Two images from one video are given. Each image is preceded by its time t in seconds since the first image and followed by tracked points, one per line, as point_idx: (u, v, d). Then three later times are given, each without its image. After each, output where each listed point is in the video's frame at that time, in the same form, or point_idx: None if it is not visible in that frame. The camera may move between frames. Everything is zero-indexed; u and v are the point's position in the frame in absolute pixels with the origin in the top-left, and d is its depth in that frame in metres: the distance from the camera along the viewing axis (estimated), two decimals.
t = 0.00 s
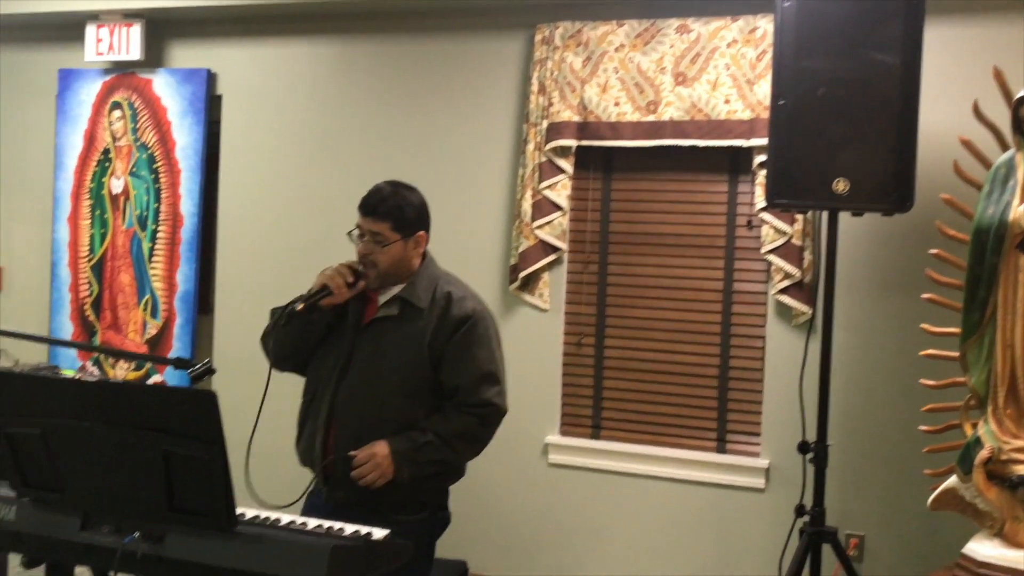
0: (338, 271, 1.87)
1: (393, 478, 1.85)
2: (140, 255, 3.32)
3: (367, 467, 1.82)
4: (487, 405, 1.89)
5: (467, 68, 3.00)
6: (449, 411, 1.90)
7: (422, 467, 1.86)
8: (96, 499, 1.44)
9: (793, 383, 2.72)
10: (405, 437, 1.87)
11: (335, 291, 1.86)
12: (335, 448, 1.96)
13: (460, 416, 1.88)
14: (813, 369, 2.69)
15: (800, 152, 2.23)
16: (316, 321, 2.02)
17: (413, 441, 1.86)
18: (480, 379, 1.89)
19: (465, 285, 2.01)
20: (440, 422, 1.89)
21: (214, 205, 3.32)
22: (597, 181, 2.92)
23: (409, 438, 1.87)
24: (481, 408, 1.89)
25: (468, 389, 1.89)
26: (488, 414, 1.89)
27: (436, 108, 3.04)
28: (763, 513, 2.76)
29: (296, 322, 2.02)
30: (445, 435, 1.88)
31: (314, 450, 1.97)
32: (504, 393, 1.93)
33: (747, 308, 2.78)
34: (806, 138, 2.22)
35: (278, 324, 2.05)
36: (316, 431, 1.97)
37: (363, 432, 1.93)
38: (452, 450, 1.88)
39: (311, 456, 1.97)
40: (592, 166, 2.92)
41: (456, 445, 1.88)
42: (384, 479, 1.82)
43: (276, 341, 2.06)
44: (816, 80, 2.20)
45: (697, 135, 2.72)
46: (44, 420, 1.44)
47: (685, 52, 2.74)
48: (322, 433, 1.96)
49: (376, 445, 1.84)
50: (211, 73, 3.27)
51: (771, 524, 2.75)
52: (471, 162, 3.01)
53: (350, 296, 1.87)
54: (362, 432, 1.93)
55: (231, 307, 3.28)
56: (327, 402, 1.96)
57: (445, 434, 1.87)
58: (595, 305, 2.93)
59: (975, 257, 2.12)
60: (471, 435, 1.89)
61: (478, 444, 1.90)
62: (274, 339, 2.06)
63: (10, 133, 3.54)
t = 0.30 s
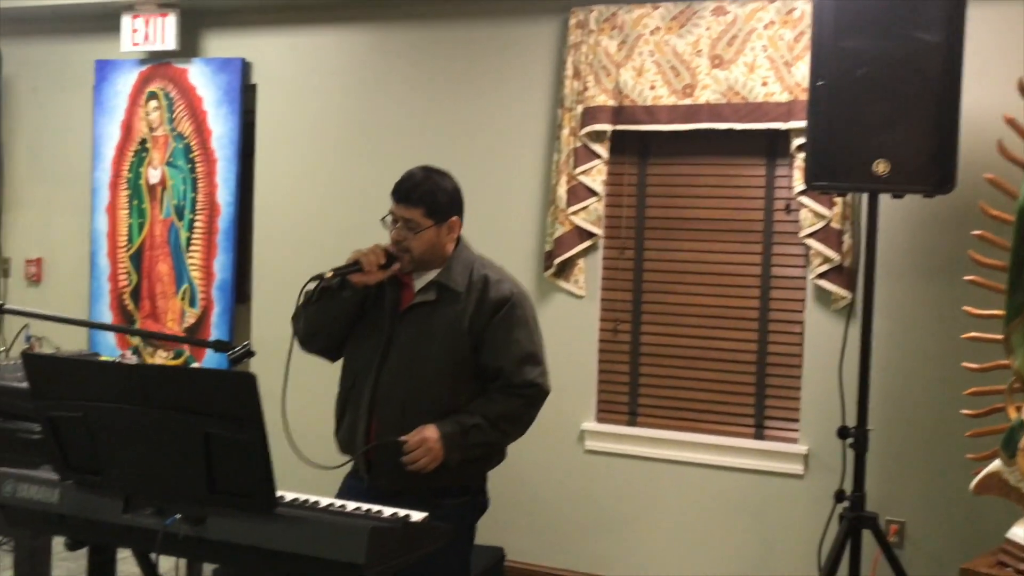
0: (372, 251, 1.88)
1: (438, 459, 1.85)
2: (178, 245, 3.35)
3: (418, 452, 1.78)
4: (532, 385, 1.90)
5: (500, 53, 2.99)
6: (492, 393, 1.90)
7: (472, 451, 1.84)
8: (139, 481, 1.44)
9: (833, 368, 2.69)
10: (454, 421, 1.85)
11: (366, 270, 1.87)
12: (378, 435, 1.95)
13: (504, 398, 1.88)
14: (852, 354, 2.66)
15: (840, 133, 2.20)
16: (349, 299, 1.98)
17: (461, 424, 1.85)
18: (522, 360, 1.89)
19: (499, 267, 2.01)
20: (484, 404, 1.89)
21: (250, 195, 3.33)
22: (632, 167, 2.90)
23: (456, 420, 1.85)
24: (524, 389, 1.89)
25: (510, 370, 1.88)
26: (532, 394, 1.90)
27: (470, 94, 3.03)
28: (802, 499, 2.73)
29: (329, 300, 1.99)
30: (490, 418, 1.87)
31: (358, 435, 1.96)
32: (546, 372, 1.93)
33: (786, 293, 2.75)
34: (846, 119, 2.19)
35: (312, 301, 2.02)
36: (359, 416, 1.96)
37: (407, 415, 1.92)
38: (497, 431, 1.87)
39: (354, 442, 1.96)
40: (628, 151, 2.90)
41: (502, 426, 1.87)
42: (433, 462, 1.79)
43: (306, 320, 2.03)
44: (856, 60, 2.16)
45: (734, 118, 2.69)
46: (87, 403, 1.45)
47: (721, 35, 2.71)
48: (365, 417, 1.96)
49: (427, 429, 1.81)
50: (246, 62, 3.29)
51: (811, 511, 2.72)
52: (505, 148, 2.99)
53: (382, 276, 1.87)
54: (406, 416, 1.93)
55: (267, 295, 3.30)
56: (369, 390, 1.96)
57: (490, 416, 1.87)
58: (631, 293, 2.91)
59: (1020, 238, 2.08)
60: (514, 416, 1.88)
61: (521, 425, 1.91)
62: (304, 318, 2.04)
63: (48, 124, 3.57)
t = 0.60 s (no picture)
0: (401, 234, 1.83)
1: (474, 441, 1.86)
2: (217, 233, 3.38)
3: (457, 433, 1.78)
4: (567, 363, 1.90)
5: (535, 37, 2.97)
6: (527, 372, 1.90)
7: (510, 431, 1.85)
8: (184, 460, 1.46)
9: (875, 351, 2.65)
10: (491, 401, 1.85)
11: (396, 253, 1.81)
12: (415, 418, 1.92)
13: (541, 377, 1.89)
14: (895, 336, 2.62)
15: (881, 112, 2.17)
16: (381, 287, 1.95)
17: (499, 404, 1.85)
18: (557, 338, 1.90)
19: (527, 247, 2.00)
20: (521, 383, 1.89)
21: (287, 183, 3.34)
22: (669, 149, 2.88)
23: (494, 401, 1.85)
24: (560, 367, 1.90)
25: (545, 349, 1.89)
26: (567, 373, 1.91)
27: (505, 78, 3.02)
28: (845, 484, 2.70)
29: (362, 288, 1.96)
30: (528, 397, 1.87)
31: (394, 420, 1.92)
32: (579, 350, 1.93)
33: (827, 276, 2.72)
34: (888, 97, 2.16)
35: (343, 292, 1.99)
36: (394, 399, 1.93)
37: (444, 397, 1.90)
38: (535, 410, 1.88)
39: (389, 425, 1.93)
40: (664, 134, 2.88)
41: (539, 406, 1.88)
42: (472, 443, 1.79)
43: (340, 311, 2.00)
44: (897, 37, 2.13)
45: (772, 98, 2.66)
46: (133, 384, 1.47)
47: (758, 14, 2.68)
48: (401, 400, 1.92)
49: (465, 410, 1.81)
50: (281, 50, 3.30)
51: (853, 495, 2.69)
52: (541, 132, 2.98)
53: (411, 258, 1.82)
54: (444, 399, 1.90)
55: (305, 283, 3.31)
56: (404, 373, 1.92)
57: (527, 395, 1.87)
58: (667, 277, 2.89)
59: None
60: (551, 396, 1.89)
61: (557, 403, 1.91)
62: (338, 310, 2.00)
63: (88, 115, 3.61)
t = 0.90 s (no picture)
0: (421, 222, 1.76)
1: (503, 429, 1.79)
2: (255, 222, 3.40)
3: (490, 423, 1.71)
4: (595, 347, 1.80)
5: (569, 17, 2.95)
6: (554, 359, 1.81)
7: (541, 418, 1.76)
8: (227, 446, 1.46)
9: (920, 329, 2.61)
10: (520, 390, 1.77)
11: (416, 243, 1.74)
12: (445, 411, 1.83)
13: (570, 364, 1.79)
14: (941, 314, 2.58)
15: (924, 85, 2.12)
16: (404, 277, 1.85)
17: (528, 392, 1.76)
18: (584, 322, 1.80)
19: (551, 231, 1.90)
20: (549, 370, 1.80)
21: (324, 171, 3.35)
22: (707, 128, 2.84)
23: (523, 389, 1.77)
24: (589, 352, 1.80)
25: (572, 334, 1.80)
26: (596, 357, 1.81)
27: (539, 60, 2.99)
28: (890, 465, 2.66)
29: (384, 280, 1.87)
30: (558, 384, 1.78)
31: (426, 414, 1.85)
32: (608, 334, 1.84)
33: (870, 254, 2.68)
34: (932, 70, 2.11)
35: (367, 285, 1.91)
36: (425, 392, 1.85)
37: (475, 389, 1.82)
38: (566, 397, 1.79)
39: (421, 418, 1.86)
40: (702, 113, 2.84)
41: (570, 392, 1.78)
42: (507, 429, 1.72)
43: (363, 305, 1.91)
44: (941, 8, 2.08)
45: (812, 75, 2.62)
46: (175, 370, 1.48)
47: None
48: (432, 394, 1.84)
49: (495, 399, 1.73)
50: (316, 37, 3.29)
51: (899, 477, 2.65)
52: (576, 113, 2.96)
53: (432, 248, 1.74)
54: (474, 390, 1.82)
55: (342, 270, 3.32)
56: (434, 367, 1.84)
57: (557, 382, 1.78)
58: (707, 258, 2.86)
59: None
60: (582, 381, 1.80)
61: (588, 390, 1.82)
62: (362, 305, 1.92)
63: (125, 106, 3.64)
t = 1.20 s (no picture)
0: (426, 206, 1.70)
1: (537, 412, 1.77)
2: (290, 212, 3.42)
3: (506, 404, 1.69)
4: (607, 316, 1.76)
5: None
6: (567, 332, 1.78)
7: (557, 393, 1.73)
8: (267, 433, 1.47)
9: (962, 305, 2.57)
10: (534, 367, 1.74)
11: (423, 226, 1.69)
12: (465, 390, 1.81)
13: (583, 335, 1.76)
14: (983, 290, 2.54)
15: (963, 57, 2.08)
16: (411, 263, 1.82)
17: (543, 368, 1.74)
18: (593, 291, 1.76)
19: (555, 203, 1.87)
20: (563, 343, 1.76)
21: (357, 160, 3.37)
22: (742, 107, 2.81)
23: (538, 366, 1.74)
24: (601, 322, 1.76)
25: (582, 305, 1.76)
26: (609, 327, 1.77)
27: (570, 43, 2.97)
28: (934, 443, 2.63)
29: (392, 267, 1.84)
30: (572, 357, 1.75)
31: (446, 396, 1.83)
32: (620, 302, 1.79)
33: (909, 231, 2.64)
34: (972, 41, 2.06)
35: (374, 273, 1.88)
36: (444, 373, 1.83)
37: (493, 366, 1.79)
38: (583, 368, 1.75)
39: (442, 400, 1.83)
40: (736, 92, 2.81)
41: (585, 363, 1.75)
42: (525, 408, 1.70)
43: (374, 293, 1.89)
44: None
45: (847, 50, 2.59)
46: (215, 360, 1.49)
47: None
48: (451, 375, 1.82)
49: (509, 380, 1.72)
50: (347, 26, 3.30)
51: (943, 455, 2.62)
52: (608, 96, 2.94)
53: (441, 230, 1.69)
54: (492, 368, 1.80)
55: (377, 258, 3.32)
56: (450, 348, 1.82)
57: (571, 354, 1.74)
58: (743, 238, 2.83)
59: None
60: (596, 351, 1.76)
61: (604, 360, 1.78)
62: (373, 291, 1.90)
63: (159, 100, 3.67)
